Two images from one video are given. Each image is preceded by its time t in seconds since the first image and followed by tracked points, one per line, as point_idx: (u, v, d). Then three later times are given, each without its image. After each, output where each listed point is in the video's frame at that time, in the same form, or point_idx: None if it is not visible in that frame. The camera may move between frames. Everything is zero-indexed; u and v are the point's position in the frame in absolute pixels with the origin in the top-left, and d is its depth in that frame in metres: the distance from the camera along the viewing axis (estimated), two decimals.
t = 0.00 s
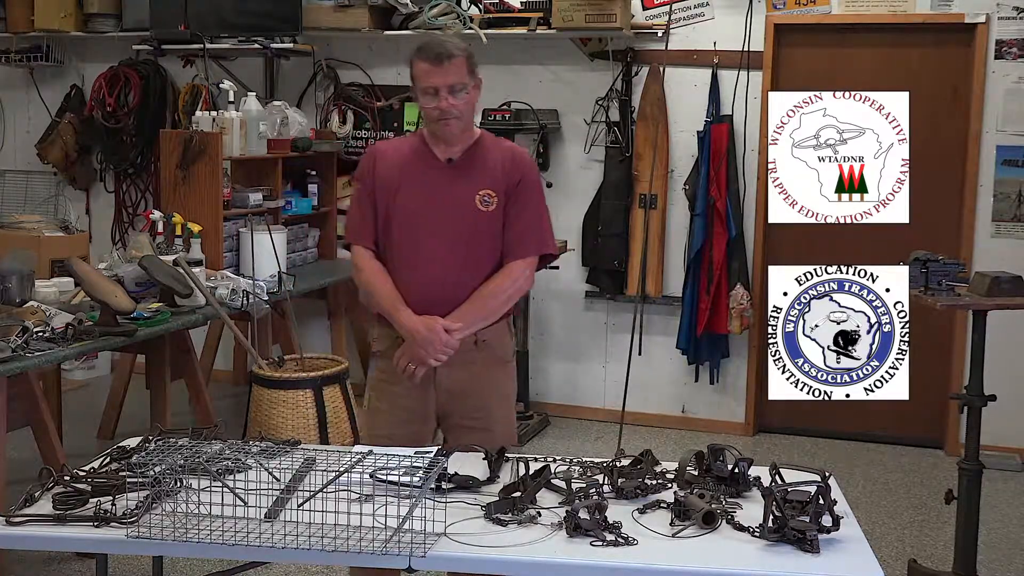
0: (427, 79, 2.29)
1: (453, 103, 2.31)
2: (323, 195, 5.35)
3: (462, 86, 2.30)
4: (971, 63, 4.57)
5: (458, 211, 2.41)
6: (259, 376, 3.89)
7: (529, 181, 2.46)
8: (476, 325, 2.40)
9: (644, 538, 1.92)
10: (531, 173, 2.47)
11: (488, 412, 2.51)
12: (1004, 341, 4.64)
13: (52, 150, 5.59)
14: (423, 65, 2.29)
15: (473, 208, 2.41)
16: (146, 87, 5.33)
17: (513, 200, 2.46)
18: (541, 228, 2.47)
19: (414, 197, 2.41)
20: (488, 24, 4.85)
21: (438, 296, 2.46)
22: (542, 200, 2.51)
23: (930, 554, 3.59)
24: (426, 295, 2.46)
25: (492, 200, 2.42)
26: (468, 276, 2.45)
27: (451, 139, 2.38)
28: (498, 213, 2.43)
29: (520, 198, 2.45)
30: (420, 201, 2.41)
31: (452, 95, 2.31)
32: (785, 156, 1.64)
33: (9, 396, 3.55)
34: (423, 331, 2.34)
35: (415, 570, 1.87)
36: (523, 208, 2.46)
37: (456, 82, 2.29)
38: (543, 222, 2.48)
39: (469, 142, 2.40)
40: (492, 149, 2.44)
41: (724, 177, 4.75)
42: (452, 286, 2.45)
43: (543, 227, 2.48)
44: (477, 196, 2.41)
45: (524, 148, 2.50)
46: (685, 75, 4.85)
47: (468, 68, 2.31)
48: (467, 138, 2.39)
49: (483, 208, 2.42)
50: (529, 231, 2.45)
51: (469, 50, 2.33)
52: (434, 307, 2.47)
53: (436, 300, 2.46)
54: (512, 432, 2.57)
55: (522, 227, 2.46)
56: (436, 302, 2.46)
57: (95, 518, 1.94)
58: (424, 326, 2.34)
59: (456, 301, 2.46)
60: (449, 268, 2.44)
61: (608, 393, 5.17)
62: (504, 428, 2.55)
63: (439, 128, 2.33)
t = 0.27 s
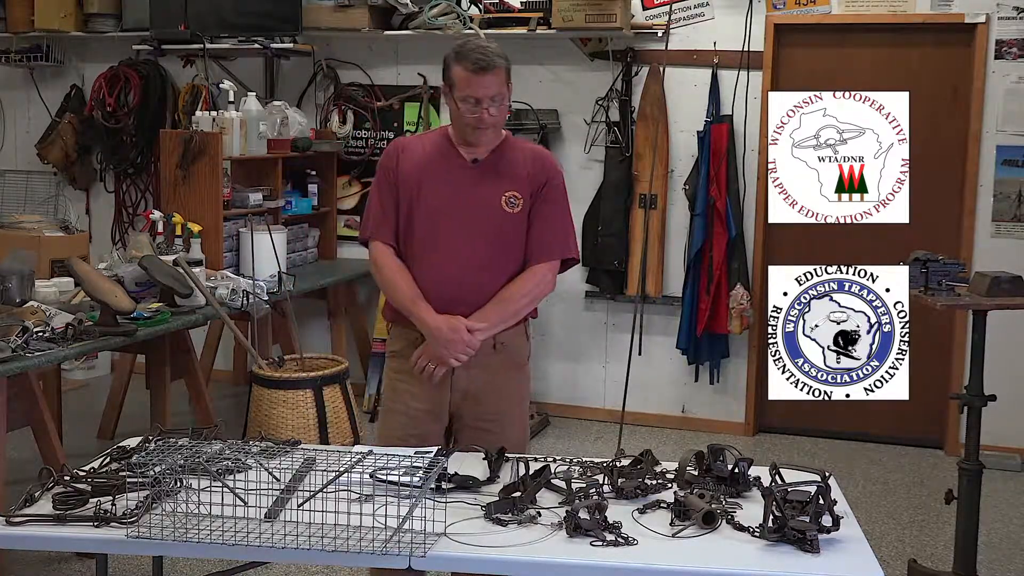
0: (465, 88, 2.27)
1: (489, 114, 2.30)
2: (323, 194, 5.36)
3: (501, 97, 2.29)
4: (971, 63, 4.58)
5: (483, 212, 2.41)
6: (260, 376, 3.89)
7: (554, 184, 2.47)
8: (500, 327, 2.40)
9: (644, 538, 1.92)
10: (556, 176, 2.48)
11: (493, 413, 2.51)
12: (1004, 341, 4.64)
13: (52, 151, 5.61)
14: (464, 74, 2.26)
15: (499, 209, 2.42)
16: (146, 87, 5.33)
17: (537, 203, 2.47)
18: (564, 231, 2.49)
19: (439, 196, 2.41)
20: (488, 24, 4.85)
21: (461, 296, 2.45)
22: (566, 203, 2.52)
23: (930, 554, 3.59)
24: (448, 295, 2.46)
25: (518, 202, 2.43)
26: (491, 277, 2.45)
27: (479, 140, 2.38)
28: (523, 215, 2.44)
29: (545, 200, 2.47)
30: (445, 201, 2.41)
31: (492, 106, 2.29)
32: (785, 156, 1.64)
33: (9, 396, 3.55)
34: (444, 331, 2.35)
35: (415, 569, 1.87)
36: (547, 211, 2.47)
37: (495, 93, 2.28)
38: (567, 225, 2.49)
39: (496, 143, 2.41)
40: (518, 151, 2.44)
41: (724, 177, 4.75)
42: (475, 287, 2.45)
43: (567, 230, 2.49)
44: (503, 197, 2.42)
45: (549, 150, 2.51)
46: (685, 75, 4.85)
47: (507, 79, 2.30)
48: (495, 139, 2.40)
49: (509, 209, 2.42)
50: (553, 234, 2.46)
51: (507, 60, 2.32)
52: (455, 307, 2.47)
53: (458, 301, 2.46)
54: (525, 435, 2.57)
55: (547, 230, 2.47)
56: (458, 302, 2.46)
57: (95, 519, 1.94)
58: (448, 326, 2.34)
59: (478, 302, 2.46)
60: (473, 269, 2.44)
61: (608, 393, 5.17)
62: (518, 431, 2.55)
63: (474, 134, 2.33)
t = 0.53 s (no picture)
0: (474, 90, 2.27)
1: (497, 116, 2.29)
2: (323, 194, 5.36)
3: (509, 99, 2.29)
4: (971, 62, 4.58)
5: (493, 214, 2.41)
6: (260, 376, 3.89)
7: (559, 185, 2.49)
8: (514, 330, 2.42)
9: (644, 538, 1.92)
10: (561, 176, 2.50)
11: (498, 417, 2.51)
12: (1004, 341, 4.64)
13: (52, 151, 5.59)
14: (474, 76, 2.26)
15: (507, 210, 2.42)
16: (146, 87, 5.33)
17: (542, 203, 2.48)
18: (569, 231, 2.51)
19: (446, 198, 2.40)
20: (488, 24, 4.85)
21: (470, 299, 2.45)
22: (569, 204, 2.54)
23: (930, 554, 3.59)
24: (457, 298, 2.45)
25: (526, 204, 2.44)
26: (501, 278, 2.45)
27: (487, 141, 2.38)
28: (531, 216, 2.45)
29: (551, 201, 2.48)
30: (454, 203, 2.40)
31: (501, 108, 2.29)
32: (785, 157, 1.64)
33: (9, 396, 3.55)
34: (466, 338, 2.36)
35: (415, 570, 1.87)
36: (552, 211, 2.49)
37: (504, 96, 2.27)
38: (572, 226, 2.52)
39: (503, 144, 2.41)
40: (523, 151, 2.45)
41: (724, 177, 4.75)
42: (484, 289, 2.45)
43: (572, 230, 2.52)
44: (511, 199, 2.42)
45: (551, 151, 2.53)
46: (686, 75, 4.84)
47: (517, 82, 2.30)
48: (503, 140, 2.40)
49: (517, 211, 2.43)
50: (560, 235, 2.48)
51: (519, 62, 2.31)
52: (465, 309, 2.46)
53: (467, 303, 2.45)
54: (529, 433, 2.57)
55: (553, 230, 2.48)
56: (468, 305, 2.46)
57: (95, 519, 1.94)
58: (462, 331, 2.34)
59: (487, 304, 2.46)
60: (483, 271, 2.43)
61: (609, 393, 5.17)
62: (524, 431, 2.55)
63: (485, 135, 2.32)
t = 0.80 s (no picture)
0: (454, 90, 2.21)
1: (483, 117, 2.23)
2: (323, 194, 5.36)
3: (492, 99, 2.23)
4: (971, 62, 4.58)
5: (487, 216, 2.35)
6: (259, 376, 3.89)
7: (550, 180, 2.44)
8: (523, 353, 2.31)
9: (644, 538, 1.92)
10: (551, 171, 2.45)
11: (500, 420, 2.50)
12: (1004, 341, 4.64)
13: (52, 150, 5.59)
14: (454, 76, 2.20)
15: (502, 211, 2.36)
16: (146, 87, 5.33)
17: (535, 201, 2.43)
18: (563, 228, 2.47)
19: (438, 204, 2.33)
20: (488, 24, 4.85)
21: (468, 305, 2.38)
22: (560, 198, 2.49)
23: (930, 554, 3.59)
24: (455, 304, 2.38)
25: (519, 203, 2.38)
26: (500, 282, 2.39)
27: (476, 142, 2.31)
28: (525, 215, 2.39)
29: (543, 197, 2.43)
30: (447, 207, 2.33)
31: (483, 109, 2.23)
32: (785, 157, 1.64)
33: (9, 396, 3.55)
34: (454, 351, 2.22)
35: (415, 570, 1.87)
36: (545, 209, 2.44)
37: (488, 96, 2.22)
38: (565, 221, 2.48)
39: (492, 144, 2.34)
40: (512, 149, 2.39)
41: (724, 177, 4.75)
42: (483, 294, 2.38)
43: (565, 226, 2.47)
44: (505, 199, 2.36)
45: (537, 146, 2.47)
46: (686, 75, 4.84)
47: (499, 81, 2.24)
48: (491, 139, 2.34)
49: (512, 211, 2.37)
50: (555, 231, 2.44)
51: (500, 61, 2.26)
52: (464, 316, 2.39)
53: (466, 309, 2.38)
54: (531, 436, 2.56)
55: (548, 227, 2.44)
56: (466, 310, 2.39)
57: (95, 519, 1.94)
58: (442, 340, 2.21)
59: (487, 309, 2.40)
60: (481, 275, 2.37)
61: (609, 393, 5.17)
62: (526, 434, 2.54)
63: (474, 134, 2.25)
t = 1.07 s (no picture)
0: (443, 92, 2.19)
1: (476, 119, 2.20)
2: (323, 194, 5.36)
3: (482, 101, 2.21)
4: (971, 62, 4.58)
5: (480, 219, 2.31)
6: (259, 376, 3.88)
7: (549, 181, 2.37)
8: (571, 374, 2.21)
9: (644, 538, 1.92)
10: (551, 172, 2.38)
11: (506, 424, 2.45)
12: (1004, 341, 4.64)
13: (52, 150, 5.59)
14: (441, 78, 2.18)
15: (497, 212, 2.31)
16: (146, 87, 5.33)
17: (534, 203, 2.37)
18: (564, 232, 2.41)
19: (429, 207, 2.30)
20: (488, 24, 4.85)
21: (462, 309, 2.33)
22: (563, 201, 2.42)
23: (930, 554, 3.59)
24: (448, 308, 2.33)
25: (515, 205, 2.32)
26: (496, 286, 2.33)
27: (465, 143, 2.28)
28: (522, 216, 2.34)
29: (542, 199, 2.37)
30: (438, 209, 2.30)
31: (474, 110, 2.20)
32: (785, 157, 1.64)
33: (9, 396, 3.55)
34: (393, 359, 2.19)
35: (416, 570, 1.87)
36: (544, 210, 2.38)
37: (479, 98, 2.20)
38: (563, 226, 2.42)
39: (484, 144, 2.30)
40: (508, 149, 2.33)
41: (724, 177, 4.75)
42: (477, 298, 2.33)
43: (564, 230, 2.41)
44: (500, 201, 2.31)
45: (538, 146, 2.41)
46: (686, 75, 4.84)
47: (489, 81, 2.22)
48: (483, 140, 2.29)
49: (507, 213, 2.32)
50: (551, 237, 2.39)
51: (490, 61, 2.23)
52: (457, 320, 2.35)
53: (460, 314, 2.34)
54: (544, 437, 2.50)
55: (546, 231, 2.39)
56: (459, 315, 2.34)
57: (96, 518, 1.94)
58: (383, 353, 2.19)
59: (482, 313, 2.34)
60: (473, 279, 2.32)
61: (609, 392, 5.17)
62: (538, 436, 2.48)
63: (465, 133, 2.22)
